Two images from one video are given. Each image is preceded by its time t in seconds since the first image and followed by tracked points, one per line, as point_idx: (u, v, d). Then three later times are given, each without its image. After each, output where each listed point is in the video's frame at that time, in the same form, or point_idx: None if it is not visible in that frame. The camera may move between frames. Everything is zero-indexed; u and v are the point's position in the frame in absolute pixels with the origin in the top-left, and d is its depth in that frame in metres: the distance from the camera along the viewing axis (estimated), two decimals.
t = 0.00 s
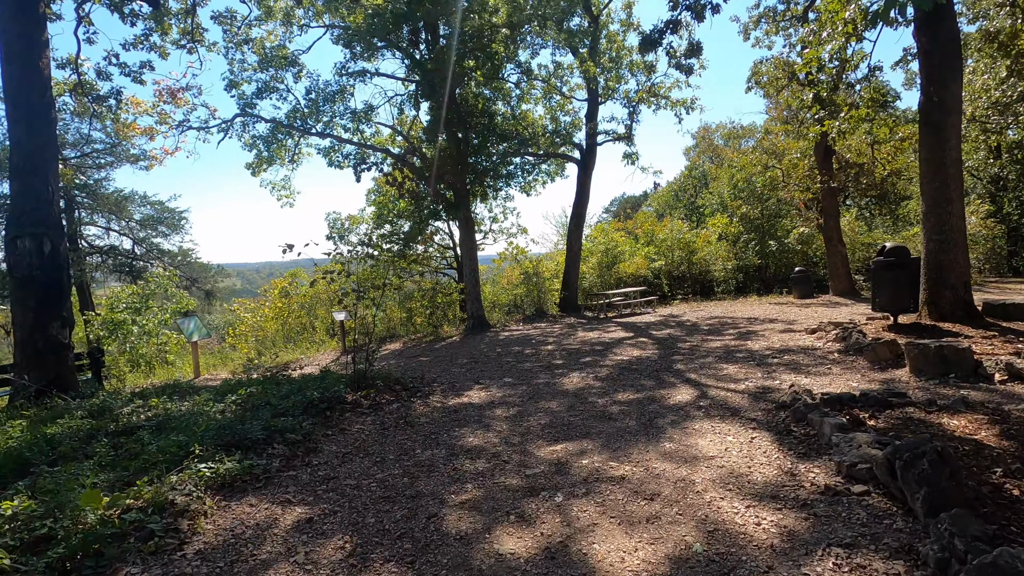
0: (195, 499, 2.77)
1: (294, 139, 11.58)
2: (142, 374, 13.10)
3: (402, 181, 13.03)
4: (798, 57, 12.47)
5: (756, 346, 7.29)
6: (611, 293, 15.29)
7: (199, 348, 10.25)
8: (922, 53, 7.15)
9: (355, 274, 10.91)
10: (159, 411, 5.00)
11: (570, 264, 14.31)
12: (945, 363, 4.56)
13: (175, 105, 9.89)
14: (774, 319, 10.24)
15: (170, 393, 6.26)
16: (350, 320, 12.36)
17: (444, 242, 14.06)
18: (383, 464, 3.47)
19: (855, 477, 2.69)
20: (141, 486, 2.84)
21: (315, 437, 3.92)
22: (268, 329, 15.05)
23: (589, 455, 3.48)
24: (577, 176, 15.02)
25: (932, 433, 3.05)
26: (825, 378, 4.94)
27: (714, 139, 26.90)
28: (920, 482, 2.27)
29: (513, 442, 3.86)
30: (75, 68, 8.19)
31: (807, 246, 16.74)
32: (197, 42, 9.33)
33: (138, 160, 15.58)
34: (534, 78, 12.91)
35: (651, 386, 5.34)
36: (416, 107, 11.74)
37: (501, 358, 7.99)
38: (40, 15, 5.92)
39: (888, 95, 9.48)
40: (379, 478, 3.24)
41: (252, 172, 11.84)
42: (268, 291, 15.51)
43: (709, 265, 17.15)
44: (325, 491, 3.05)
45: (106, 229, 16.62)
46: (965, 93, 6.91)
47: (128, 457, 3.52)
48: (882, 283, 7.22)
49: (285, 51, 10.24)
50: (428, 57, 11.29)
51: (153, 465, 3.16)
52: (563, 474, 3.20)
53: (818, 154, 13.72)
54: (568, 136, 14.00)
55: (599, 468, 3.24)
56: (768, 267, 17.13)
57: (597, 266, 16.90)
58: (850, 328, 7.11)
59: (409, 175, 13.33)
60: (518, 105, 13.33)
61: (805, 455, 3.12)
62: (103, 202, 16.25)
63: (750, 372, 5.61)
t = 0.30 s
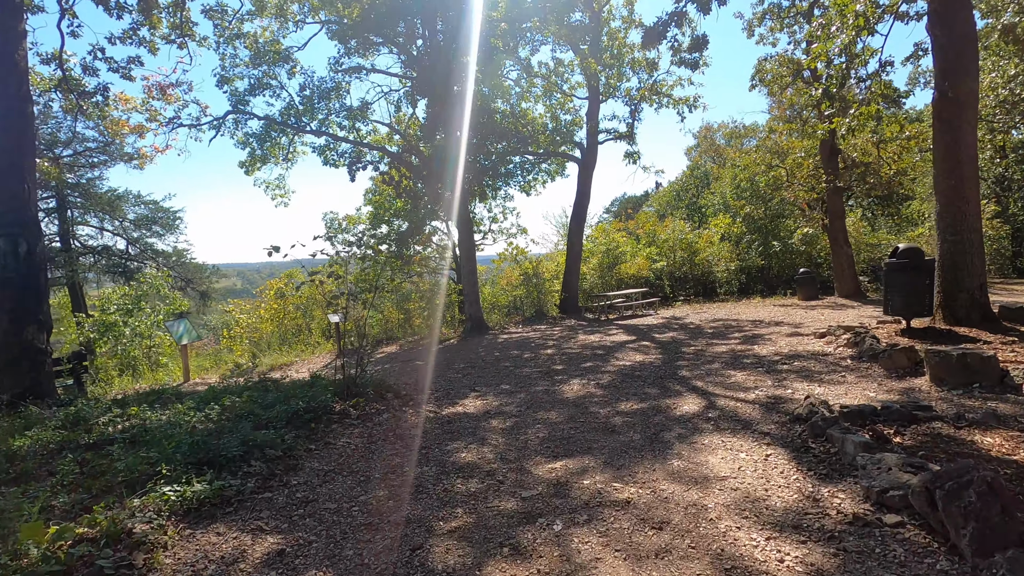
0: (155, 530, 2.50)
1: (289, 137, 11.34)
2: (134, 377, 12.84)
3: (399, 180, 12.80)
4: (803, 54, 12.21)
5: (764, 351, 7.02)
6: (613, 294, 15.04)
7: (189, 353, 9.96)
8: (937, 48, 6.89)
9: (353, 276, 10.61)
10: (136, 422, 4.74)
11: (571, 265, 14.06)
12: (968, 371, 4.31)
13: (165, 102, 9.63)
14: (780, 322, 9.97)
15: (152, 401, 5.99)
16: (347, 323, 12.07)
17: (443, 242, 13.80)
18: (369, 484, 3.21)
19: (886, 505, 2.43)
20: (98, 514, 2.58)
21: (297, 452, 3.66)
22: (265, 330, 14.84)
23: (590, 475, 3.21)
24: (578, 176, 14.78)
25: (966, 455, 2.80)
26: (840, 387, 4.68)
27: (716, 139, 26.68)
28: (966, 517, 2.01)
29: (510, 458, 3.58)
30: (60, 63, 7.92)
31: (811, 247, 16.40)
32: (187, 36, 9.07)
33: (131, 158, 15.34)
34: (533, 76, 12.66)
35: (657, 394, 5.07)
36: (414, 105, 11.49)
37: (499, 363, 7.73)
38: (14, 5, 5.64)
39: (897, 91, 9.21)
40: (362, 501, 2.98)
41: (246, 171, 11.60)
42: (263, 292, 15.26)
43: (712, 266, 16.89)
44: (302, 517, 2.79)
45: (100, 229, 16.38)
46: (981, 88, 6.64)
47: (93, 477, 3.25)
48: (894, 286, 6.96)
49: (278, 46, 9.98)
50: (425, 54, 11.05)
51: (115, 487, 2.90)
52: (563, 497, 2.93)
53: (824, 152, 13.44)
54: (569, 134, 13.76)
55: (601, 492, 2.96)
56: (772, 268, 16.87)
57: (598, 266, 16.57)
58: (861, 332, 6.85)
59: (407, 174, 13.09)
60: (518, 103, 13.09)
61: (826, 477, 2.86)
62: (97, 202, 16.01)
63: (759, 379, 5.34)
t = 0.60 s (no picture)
0: (91, 559, 2.24)
1: (277, 133, 11.07)
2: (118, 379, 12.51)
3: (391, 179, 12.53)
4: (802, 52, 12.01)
5: (764, 355, 6.78)
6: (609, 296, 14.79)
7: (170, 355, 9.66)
8: (942, 43, 6.66)
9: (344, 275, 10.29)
10: (100, 430, 4.45)
11: (566, 266, 13.81)
12: (981, 378, 4.08)
13: (147, 96, 9.34)
14: (779, 324, 9.72)
15: (124, 406, 5.71)
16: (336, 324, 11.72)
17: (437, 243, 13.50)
18: (338, 502, 2.94)
19: (907, 531, 2.18)
20: (25, 540, 2.30)
21: (264, 465, 3.39)
22: (258, 330, 14.61)
23: (579, 492, 2.95)
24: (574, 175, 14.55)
25: (990, 473, 2.55)
26: (845, 394, 4.43)
27: (713, 139, 26.52)
28: (1004, 550, 1.77)
29: (493, 472, 3.32)
30: (35, 54, 7.63)
31: (809, 248, 16.27)
32: (170, 28, 8.79)
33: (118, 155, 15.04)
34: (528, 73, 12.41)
35: (653, 401, 4.81)
36: (405, 103, 11.23)
37: (490, 366, 7.46)
38: None
39: (897, 88, 9.00)
40: (329, 521, 2.71)
41: (233, 168, 11.32)
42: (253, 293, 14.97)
43: (709, 267, 16.66)
44: (260, 541, 2.52)
45: (86, 228, 16.07)
46: (988, 83, 6.42)
47: (37, 494, 2.97)
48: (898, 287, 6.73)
49: (265, 39, 9.69)
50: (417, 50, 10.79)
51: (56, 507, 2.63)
52: (549, 518, 2.66)
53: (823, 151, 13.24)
54: (565, 133, 13.53)
55: (591, 512, 2.70)
56: (770, 269, 16.66)
57: (594, 267, 16.32)
58: (864, 335, 6.61)
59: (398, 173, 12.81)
60: (512, 101, 12.84)
61: (838, 496, 2.61)
62: (83, 200, 15.69)
63: (761, 385, 5.09)
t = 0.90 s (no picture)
0: None
1: (263, 131, 10.76)
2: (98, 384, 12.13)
3: (382, 178, 12.22)
4: (801, 50, 11.80)
5: (763, 361, 6.53)
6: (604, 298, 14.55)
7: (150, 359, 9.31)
8: (947, 39, 6.42)
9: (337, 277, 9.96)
10: (55, 445, 4.14)
11: (561, 268, 13.54)
12: (996, 389, 3.83)
13: (126, 91, 9.02)
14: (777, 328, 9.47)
15: (89, 417, 5.39)
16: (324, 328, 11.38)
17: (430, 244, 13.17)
18: (299, 532, 2.65)
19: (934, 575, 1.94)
20: None
21: (223, 488, 3.10)
22: (246, 333, 14.25)
23: (566, 520, 2.68)
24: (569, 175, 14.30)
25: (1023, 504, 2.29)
26: (852, 406, 4.18)
27: (709, 141, 26.35)
28: None
29: (474, 494, 3.05)
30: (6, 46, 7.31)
31: (806, 250, 16.13)
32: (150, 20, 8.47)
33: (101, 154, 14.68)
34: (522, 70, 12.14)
35: (648, 412, 4.54)
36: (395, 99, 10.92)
37: (480, 372, 7.18)
38: None
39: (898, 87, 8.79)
40: (286, 556, 2.43)
41: (218, 167, 11.00)
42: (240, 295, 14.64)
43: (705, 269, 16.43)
44: None
45: (69, 228, 15.67)
46: (995, 80, 6.18)
47: None
48: (902, 291, 6.49)
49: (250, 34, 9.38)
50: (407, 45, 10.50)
51: None
52: (531, 552, 2.40)
53: (821, 152, 13.04)
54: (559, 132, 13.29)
55: (578, 545, 2.43)
56: (767, 271, 16.44)
57: (588, 269, 16.05)
58: (867, 341, 6.38)
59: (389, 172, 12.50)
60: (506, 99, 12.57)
61: (852, 529, 2.35)
62: (66, 199, 15.31)
63: (761, 395, 4.83)
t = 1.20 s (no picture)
0: None
1: (249, 126, 10.46)
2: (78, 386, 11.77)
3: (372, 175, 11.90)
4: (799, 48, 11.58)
5: (763, 365, 6.27)
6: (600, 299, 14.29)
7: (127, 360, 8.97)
8: (952, 31, 6.17)
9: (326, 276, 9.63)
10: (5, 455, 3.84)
11: (556, 267, 13.27)
12: (1014, 396, 3.59)
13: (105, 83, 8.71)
14: (775, 330, 9.23)
15: (51, 422, 5.07)
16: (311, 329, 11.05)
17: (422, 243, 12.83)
18: (253, 561, 2.36)
19: None
20: None
21: (175, 507, 2.81)
22: (232, 333, 13.90)
23: (551, 545, 2.41)
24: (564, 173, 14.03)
25: None
26: (860, 413, 3.92)
27: (705, 141, 26.15)
28: None
29: (451, 514, 2.77)
30: None
31: (804, 251, 15.92)
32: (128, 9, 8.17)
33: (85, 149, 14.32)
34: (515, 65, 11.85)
35: (643, 420, 4.27)
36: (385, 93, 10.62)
37: (469, 376, 6.90)
38: None
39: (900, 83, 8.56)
40: None
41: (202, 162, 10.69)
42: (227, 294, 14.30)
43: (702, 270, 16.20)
44: None
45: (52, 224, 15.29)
46: (1003, 73, 5.93)
47: None
48: (906, 292, 6.25)
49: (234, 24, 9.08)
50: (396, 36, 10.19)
51: None
52: None
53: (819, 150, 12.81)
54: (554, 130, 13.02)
55: None
56: (765, 272, 16.22)
57: (583, 269, 15.75)
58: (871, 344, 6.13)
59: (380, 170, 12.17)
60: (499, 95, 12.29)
61: (871, 558, 2.10)
62: (49, 195, 14.93)
63: (763, 401, 4.57)
